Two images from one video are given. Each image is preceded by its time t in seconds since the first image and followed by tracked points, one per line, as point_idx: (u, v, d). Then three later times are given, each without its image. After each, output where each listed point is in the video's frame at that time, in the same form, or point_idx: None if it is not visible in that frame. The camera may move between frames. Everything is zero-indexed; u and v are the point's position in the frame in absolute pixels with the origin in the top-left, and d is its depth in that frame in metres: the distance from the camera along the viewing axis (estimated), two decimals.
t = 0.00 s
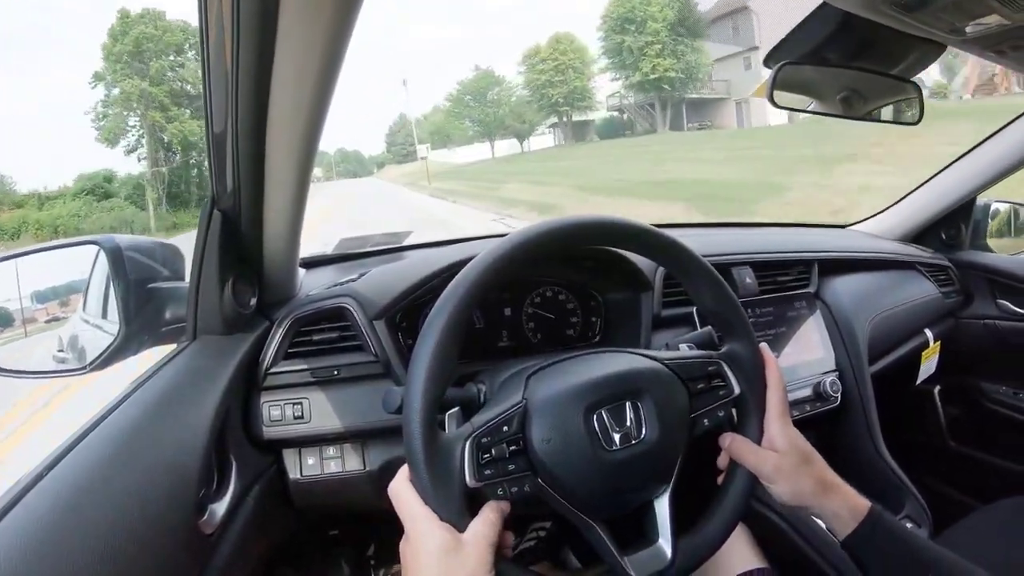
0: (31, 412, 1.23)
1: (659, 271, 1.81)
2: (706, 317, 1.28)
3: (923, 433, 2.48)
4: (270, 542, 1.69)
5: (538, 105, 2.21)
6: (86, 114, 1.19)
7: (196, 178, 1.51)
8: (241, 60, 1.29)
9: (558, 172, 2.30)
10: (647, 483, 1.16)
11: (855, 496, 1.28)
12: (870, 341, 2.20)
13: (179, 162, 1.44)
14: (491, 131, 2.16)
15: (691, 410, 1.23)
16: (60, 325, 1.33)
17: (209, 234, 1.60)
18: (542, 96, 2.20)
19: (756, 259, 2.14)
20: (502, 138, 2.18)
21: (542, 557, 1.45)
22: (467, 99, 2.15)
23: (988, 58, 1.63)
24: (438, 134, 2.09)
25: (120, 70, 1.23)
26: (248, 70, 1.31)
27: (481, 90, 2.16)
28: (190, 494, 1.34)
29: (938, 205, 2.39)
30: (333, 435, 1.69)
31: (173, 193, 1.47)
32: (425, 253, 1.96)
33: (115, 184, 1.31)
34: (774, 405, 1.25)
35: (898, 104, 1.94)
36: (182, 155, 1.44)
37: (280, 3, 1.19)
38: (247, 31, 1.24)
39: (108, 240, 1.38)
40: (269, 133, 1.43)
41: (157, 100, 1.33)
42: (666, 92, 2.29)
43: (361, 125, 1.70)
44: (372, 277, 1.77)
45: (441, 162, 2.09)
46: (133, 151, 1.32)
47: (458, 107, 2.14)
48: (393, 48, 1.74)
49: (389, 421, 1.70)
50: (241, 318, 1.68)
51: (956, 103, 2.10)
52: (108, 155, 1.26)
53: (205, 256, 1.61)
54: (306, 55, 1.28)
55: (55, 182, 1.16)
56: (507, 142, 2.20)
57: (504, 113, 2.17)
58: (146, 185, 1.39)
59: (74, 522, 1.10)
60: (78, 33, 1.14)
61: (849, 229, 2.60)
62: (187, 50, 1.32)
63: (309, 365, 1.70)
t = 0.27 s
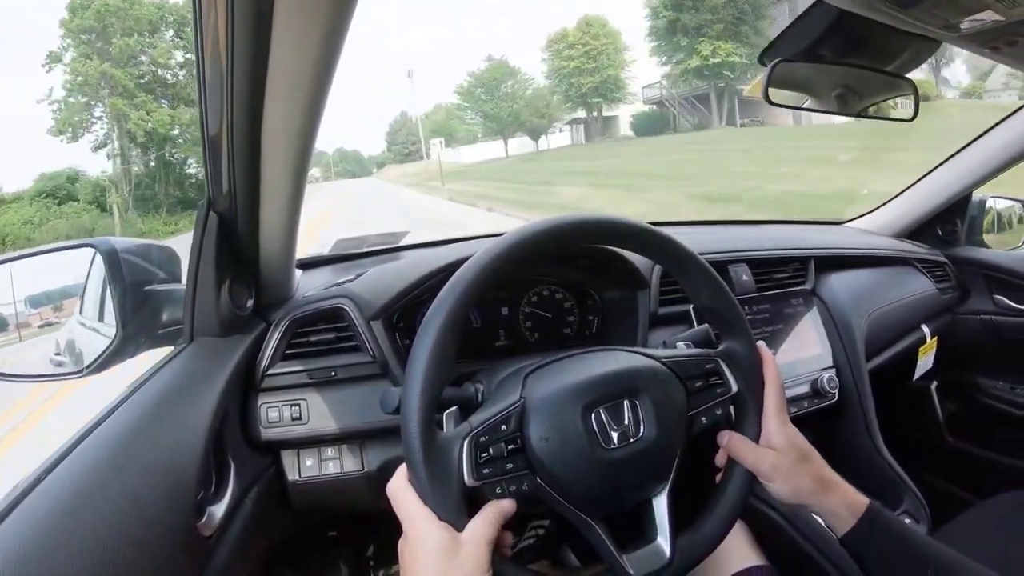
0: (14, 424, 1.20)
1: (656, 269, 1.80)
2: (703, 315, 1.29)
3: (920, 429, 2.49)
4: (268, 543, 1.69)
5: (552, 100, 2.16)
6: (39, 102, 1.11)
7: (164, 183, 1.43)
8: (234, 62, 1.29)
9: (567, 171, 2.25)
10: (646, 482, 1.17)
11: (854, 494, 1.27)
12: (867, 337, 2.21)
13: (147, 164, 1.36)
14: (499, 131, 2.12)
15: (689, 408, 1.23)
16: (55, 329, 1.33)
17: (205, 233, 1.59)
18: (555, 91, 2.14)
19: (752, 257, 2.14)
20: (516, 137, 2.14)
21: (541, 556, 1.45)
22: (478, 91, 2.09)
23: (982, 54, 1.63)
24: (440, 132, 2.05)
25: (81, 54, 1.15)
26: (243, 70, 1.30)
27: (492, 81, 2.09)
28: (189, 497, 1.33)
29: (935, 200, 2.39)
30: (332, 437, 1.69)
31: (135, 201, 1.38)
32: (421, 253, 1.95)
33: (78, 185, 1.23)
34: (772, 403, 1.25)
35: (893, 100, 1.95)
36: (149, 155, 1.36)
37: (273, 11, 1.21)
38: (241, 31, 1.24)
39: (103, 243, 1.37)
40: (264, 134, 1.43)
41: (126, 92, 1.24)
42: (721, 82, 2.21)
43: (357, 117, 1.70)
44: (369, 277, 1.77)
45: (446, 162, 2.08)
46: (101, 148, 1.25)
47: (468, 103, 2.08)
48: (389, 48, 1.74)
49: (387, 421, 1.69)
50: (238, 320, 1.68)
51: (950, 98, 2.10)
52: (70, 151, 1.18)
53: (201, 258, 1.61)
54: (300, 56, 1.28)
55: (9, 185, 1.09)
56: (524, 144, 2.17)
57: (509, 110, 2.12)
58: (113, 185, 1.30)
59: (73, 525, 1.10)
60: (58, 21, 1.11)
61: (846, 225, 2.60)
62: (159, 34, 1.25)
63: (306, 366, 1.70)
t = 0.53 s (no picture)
0: None
1: (653, 271, 1.81)
2: (701, 317, 1.29)
3: (917, 429, 2.49)
4: (266, 546, 1.68)
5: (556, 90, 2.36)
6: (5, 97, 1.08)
7: (130, 185, 1.33)
8: (231, 63, 1.29)
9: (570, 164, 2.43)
10: (643, 483, 1.17)
11: (850, 500, 1.27)
12: (864, 338, 2.21)
13: (111, 162, 1.27)
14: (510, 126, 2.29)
15: (686, 410, 1.23)
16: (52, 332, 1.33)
17: (201, 236, 1.60)
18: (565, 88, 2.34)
19: (749, 258, 2.14)
20: (534, 134, 2.33)
21: (539, 558, 1.44)
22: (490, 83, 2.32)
23: (978, 55, 1.64)
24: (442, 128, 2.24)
25: (26, 26, 1.09)
26: (240, 72, 1.30)
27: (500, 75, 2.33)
28: (186, 500, 1.33)
29: (930, 201, 2.40)
30: (329, 439, 1.69)
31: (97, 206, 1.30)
32: (418, 255, 1.95)
33: (32, 186, 1.14)
34: (770, 406, 1.26)
35: (889, 101, 1.95)
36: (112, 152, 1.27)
37: (269, 17, 1.21)
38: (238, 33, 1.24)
39: (99, 247, 1.36)
40: (261, 136, 1.43)
41: (78, 70, 1.18)
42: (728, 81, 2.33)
43: (355, 116, 1.71)
44: (366, 279, 1.77)
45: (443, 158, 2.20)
46: (59, 142, 1.19)
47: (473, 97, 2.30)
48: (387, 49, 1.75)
49: (384, 423, 1.69)
50: (235, 322, 1.67)
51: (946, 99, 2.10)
52: (16, 143, 1.11)
53: (198, 260, 1.61)
54: (298, 58, 1.28)
55: None
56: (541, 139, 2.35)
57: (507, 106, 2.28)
58: (68, 186, 1.22)
59: (69, 530, 1.10)
60: None
61: (842, 226, 2.61)
62: (116, 9, 1.18)
63: (303, 369, 1.70)
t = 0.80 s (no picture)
0: None
1: (649, 269, 1.81)
2: (698, 315, 1.29)
3: (913, 427, 2.49)
4: (262, 542, 1.68)
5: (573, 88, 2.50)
6: None
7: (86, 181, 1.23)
8: (228, 58, 1.29)
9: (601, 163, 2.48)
10: (639, 480, 1.17)
11: (841, 502, 1.28)
12: (860, 336, 2.21)
13: (68, 158, 1.18)
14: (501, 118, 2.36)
15: (683, 408, 1.23)
16: (48, 326, 1.32)
17: (199, 234, 1.59)
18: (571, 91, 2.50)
19: (746, 255, 2.14)
20: (557, 131, 2.42)
21: (535, 554, 1.45)
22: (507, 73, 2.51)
23: (975, 54, 1.64)
24: (450, 128, 2.31)
25: None
26: (237, 67, 1.30)
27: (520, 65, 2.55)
28: (183, 497, 1.33)
29: (928, 200, 2.40)
30: (326, 435, 1.69)
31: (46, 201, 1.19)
32: (414, 252, 1.95)
33: None
34: (767, 406, 1.26)
35: (887, 100, 1.96)
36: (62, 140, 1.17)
37: (267, 13, 1.21)
38: (236, 28, 1.23)
39: (97, 243, 1.36)
40: (258, 132, 1.42)
41: (9, 40, 1.05)
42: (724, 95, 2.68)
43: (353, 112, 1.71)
44: (363, 276, 1.77)
45: (453, 157, 2.26)
46: (9, 134, 1.08)
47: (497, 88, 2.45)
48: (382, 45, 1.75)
49: (381, 420, 1.69)
50: (232, 319, 1.68)
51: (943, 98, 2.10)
52: None
53: (195, 255, 1.61)
54: (295, 55, 1.28)
55: None
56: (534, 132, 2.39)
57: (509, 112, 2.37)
58: None
59: (66, 527, 1.09)
60: None
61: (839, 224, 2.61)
62: None
63: (300, 365, 1.70)
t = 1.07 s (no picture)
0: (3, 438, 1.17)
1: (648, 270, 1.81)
2: (698, 317, 1.29)
3: (912, 427, 2.50)
4: (262, 545, 1.68)
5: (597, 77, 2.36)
6: None
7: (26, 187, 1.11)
8: (226, 60, 1.29)
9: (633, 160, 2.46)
10: (638, 480, 1.17)
11: (837, 508, 1.26)
12: (859, 335, 2.22)
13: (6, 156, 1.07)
14: (517, 112, 2.27)
15: (682, 410, 1.23)
16: (46, 329, 1.32)
17: (197, 234, 1.61)
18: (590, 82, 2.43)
19: (744, 256, 2.15)
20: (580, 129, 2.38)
21: (534, 556, 1.45)
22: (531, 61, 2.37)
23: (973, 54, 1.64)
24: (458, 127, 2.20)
25: None
26: (235, 69, 1.30)
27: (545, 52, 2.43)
28: (182, 500, 1.33)
29: (926, 199, 2.40)
30: (326, 437, 1.69)
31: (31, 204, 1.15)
32: (412, 255, 1.95)
33: None
34: (766, 410, 1.26)
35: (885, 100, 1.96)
36: (37, 144, 1.12)
37: (264, 15, 1.21)
38: (234, 31, 1.23)
39: (96, 245, 1.36)
40: (256, 134, 1.42)
41: None
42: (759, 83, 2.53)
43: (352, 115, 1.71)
44: (361, 278, 1.77)
45: (466, 156, 2.23)
46: None
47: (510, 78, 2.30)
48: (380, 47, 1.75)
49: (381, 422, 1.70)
50: (231, 322, 1.68)
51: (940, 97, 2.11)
52: None
53: (195, 254, 1.62)
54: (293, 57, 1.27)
55: None
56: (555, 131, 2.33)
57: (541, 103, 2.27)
58: None
59: (67, 527, 1.10)
60: None
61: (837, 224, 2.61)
62: None
63: (300, 367, 1.70)
